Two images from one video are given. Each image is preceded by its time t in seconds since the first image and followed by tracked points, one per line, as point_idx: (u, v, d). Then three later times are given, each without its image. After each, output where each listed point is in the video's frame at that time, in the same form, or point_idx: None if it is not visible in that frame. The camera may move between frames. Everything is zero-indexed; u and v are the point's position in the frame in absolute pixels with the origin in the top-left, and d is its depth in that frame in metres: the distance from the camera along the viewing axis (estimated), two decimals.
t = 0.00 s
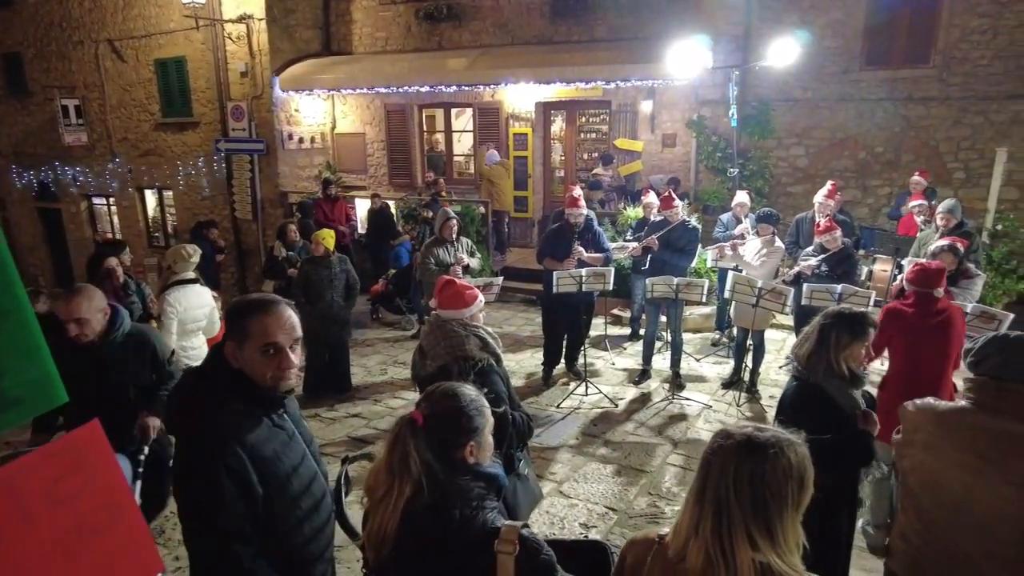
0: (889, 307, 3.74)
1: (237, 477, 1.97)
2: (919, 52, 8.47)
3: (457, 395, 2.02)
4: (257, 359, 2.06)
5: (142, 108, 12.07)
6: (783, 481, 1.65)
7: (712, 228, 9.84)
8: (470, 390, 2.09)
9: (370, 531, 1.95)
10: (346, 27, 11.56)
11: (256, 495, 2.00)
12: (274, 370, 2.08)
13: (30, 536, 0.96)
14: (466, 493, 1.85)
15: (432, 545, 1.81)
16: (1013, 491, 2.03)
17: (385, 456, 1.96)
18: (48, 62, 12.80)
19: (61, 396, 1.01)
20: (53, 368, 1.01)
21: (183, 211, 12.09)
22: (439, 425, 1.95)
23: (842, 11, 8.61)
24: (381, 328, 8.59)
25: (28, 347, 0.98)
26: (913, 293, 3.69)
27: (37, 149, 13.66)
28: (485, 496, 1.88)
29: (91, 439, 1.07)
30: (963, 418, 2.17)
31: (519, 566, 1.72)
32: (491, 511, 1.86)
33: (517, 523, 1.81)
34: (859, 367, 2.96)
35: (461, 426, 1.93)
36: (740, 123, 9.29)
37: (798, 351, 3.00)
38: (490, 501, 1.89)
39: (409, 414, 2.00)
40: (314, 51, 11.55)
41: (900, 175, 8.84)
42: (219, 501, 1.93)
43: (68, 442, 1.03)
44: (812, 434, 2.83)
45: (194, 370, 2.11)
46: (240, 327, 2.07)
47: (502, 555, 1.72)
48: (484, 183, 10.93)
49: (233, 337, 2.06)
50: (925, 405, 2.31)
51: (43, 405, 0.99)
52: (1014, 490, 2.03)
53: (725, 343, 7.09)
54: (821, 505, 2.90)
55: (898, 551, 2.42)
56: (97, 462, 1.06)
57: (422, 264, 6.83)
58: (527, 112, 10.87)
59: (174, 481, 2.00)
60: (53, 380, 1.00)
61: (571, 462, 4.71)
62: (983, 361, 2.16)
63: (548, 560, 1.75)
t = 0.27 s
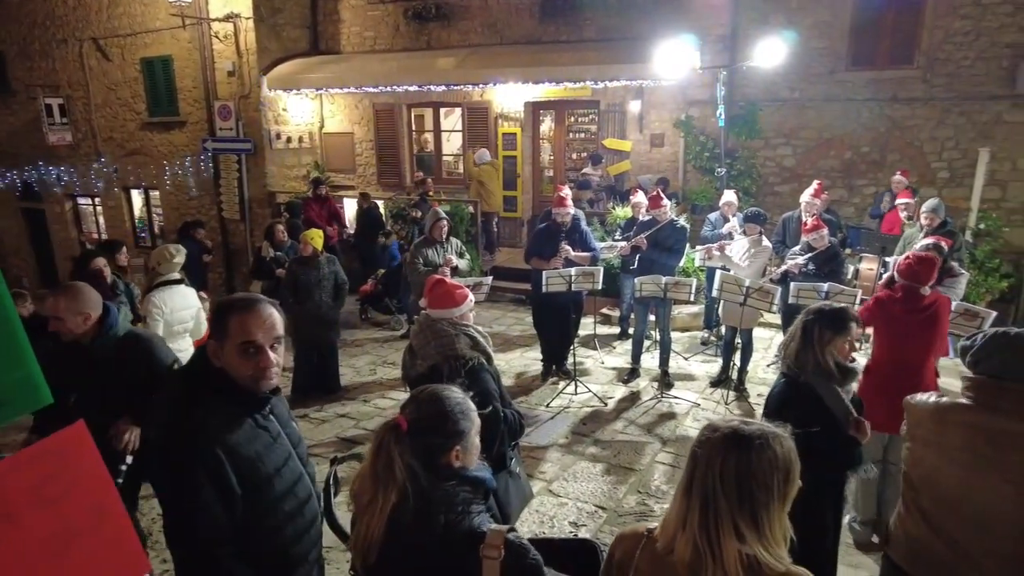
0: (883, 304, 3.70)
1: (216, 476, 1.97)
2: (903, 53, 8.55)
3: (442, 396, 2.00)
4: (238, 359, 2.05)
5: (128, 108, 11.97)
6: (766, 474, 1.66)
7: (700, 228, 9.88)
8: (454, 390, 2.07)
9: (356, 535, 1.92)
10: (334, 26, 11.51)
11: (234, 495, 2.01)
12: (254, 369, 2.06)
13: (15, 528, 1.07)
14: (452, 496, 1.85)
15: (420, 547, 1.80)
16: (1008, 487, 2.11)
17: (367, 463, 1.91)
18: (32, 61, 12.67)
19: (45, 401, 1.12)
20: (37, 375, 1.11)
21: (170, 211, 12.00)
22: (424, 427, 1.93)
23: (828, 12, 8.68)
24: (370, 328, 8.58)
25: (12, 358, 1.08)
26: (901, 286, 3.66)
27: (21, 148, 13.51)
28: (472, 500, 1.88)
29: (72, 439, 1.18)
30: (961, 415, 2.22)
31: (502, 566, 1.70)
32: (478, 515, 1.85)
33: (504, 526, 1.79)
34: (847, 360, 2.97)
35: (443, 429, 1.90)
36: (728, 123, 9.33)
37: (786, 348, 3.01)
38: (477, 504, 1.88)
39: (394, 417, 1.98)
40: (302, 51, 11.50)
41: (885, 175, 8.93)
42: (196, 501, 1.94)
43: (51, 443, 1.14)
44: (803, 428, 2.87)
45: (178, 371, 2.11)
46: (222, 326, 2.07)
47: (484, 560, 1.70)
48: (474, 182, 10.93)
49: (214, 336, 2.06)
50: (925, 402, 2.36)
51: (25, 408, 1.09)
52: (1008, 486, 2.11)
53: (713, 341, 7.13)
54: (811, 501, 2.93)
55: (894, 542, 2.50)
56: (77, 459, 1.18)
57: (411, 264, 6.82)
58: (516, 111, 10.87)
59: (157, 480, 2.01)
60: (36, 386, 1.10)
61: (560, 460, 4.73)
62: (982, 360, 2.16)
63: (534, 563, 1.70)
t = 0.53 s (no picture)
0: (875, 298, 3.70)
1: (202, 478, 1.96)
2: (886, 54, 8.65)
3: (428, 396, 2.00)
4: (218, 362, 2.03)
5: (111, 106, 11.85)
6: (750, 473, 1.67)
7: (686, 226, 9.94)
8: (442, 391, 2.07)
9: (337, 534, 1.90)
10: (320, 24, 11.46)
11: (222, 497, 2.00)
12: (235, 370, 2.04)
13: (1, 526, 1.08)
14: (434, 496, 1.84)
15: (401, 547, 1.79)
16: (999, 482, 2.13)
17: (351, 461, 1.91)
18: (12, 58, 12.50)
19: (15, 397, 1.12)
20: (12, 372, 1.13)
21: (154, 211, 11.89)
22: (409, 426, 1.93)
23: (812, 13, 8.75)
24: (357, 328, 8.55)
25: None
26: (884, 273, 3.70)
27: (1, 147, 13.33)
28: (453, 500, 1.87)
29: (50, 437, 1.20)
30: (954, 411, 2.25)
31: (483, 567, 1.68)
32: (459, 516, 1.84)
33: (485, 527, 1.78)
34: (830, 359, 3.01)
35: (431, 428, 1.92)
36: (713, 123, 9.39)
37: (771, 346, 3.03)
38: (459, 505, 1.87)
39: (379, 416, 1.98)
40: (287, 49, 11.44)
41: (868, 174, 9.02)
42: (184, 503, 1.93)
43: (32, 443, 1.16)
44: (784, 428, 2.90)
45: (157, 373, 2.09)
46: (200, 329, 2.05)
47: (465, 560, 1.69)
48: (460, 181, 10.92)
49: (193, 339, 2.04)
50: (918, 398, 2.38)
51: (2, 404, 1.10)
52: (1001, 481, 2.13)
53: (699, 339, 7.18)
54: (797, 497, 2.94)
55: (887, 538, 2.49)
56: (58, 457, 1.19)
57: (398, 264, 6.80)
58: (503, 110, 10.87)
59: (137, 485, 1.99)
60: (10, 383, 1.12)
61: (548, 459, 4.74)
62: (974, 358, 2.28)
63: (514, 564, 1.69)
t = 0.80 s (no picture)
0: (853, 325, 3.58)
1: (193, 477, 1.94)
2: (864, 53, 8.75)
3: (402, 394, 2.00)
4: (197, 360, 2.03)
5: (89, 104, 11.69)
6: (725, 464, 1.70)
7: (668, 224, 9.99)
8: (417, 388, 2.07)
9: (312, 532, 1.90)
10: (301, 22, 11.39)
11: (216, 495, 1.99)
12: (217, 369, 2.05)
13: None
14: (409, 492, 1.84)
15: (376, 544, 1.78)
16: (986, 478, 2.08)
17: (324, 458, 1.90)
18: None
19: None
20: None
21: (134, 210, 11.75)
22: (383, 423, 1.92)
23: (792, 13, 8.84)
24: (340, 327, 8.52)
25: None
26: (860, 298, 3.61)
27: None
28: (428, 496, 1.87)
29: (14, 436, 1.27)
30: (940, 407, 2.15)
31: (460, 561, 1.70)
32: (434, 511, 1.85)
33: (460, 524, 1.80)
34: (810, 356, 3.04)
35: (405, 424, 1.92)
36: (695, 122, 9.46)
37: (751, 344, 3.06)
38: (434, 501, 1.88)
39: (352, 413, 1.97)
40: (268, 47, 11.35)
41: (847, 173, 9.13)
42: (178, 502, 1.91)
43: None
44: (764, 425, 2.92)
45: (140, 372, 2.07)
46: (178, 328, 2.04)
47: (438, 557, 1.70)
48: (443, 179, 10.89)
49: (171, 339, 2.04)
50: (903, 394, 2.26)
51: None
52: (988, 476, 2.07)
53: (681, 336, 7.23)
54: (777, 490, 2.98)
55: (868, 534, 2.41)
56: (20, 454, 1.26)
57: (381, 262, 6.78)
58: (486, 109, 10.87)
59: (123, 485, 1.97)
60: None
61: (531, 457, 4.75)
62: (960, 353, 2.21)
63: (488, 561, 1.72)
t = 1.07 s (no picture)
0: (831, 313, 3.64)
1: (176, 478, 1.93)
2: (841, 53, 8.87)
3: (380, 393, 1.99)
4: (177, 361, 2.02)
5: (63, 100, 11.50)
6: (697, 463, 1.72)
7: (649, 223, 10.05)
8: (394, 387, 2.06)
9: (290, 533, 1.89)
10: (281, 19, 11.31)
11: (197, 496, 1.98)
12: (196, 371, 2.03)
13: None
14: (387, 492, 1.85)
15: (355, 544, 1.79)
16: (961, 474, 2.10)
17: (302, 459, 1.89)
18: None
19: None
20: None
21: (110, 209, 11.57)
22: (359, 423, 1.91)
23: (770, 13, 8.93)
24: (320, 326, 8.47)
25: None
26: (838, 288, 3.66)
27: None
28: (407, 496, 1.88)
29: None
30: (918, 401, 2.19)
31: (440, 562, 1.73)
32: (413, 511, 1.86)
33: (439, 522, 1.83)
34: (788, 354, 3.09)
35: (382, 424, 1.91)
36: (675, 121, 9.53)
37: (730, 341, 3.10)
38: (413, 500, 1.89)
39: (329, 413, 1.95)
40: (247, 43, 11.25)
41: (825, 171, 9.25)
42: (161, 505, 1.91)
43: None
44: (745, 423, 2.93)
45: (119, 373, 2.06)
46: (158, 328, 2.04)
47: (418, 556, 1.73)
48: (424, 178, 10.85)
49: (150, 338, 2.03)
50: (883, 386, 2.33)
51: None
52: (967, 472, 2.09)
53: (662, 333, 7.29)
54: (753, 486, 3.01)
55: (847, 527, 2.46)
56: None
57: (361, 262, 6.76)
58: (468, 107, 10.86)
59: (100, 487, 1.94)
60: None
61: (513, 454, 4.77)
62: (939, 347, 2.24)
63: (468, 557, 1.75)
